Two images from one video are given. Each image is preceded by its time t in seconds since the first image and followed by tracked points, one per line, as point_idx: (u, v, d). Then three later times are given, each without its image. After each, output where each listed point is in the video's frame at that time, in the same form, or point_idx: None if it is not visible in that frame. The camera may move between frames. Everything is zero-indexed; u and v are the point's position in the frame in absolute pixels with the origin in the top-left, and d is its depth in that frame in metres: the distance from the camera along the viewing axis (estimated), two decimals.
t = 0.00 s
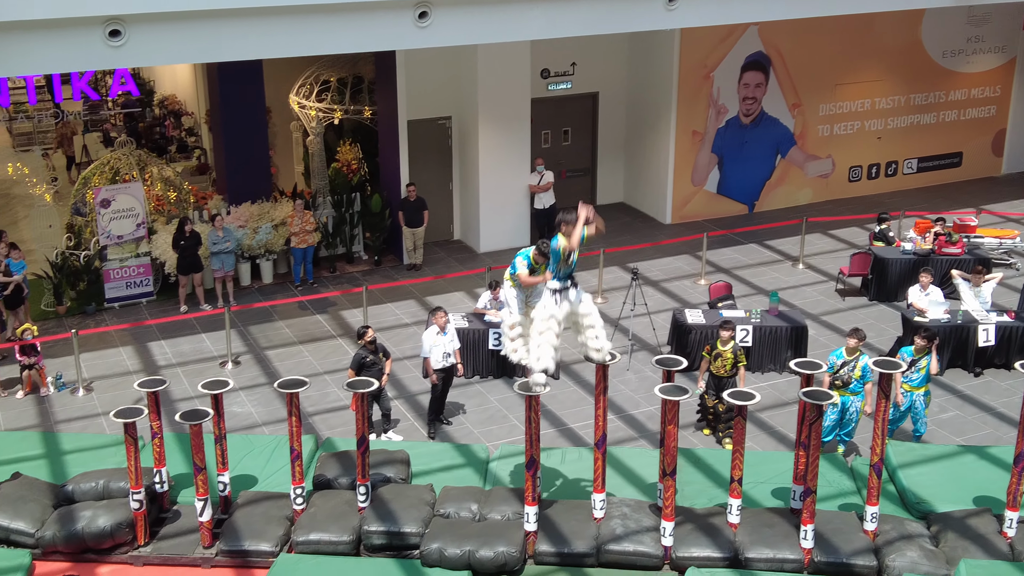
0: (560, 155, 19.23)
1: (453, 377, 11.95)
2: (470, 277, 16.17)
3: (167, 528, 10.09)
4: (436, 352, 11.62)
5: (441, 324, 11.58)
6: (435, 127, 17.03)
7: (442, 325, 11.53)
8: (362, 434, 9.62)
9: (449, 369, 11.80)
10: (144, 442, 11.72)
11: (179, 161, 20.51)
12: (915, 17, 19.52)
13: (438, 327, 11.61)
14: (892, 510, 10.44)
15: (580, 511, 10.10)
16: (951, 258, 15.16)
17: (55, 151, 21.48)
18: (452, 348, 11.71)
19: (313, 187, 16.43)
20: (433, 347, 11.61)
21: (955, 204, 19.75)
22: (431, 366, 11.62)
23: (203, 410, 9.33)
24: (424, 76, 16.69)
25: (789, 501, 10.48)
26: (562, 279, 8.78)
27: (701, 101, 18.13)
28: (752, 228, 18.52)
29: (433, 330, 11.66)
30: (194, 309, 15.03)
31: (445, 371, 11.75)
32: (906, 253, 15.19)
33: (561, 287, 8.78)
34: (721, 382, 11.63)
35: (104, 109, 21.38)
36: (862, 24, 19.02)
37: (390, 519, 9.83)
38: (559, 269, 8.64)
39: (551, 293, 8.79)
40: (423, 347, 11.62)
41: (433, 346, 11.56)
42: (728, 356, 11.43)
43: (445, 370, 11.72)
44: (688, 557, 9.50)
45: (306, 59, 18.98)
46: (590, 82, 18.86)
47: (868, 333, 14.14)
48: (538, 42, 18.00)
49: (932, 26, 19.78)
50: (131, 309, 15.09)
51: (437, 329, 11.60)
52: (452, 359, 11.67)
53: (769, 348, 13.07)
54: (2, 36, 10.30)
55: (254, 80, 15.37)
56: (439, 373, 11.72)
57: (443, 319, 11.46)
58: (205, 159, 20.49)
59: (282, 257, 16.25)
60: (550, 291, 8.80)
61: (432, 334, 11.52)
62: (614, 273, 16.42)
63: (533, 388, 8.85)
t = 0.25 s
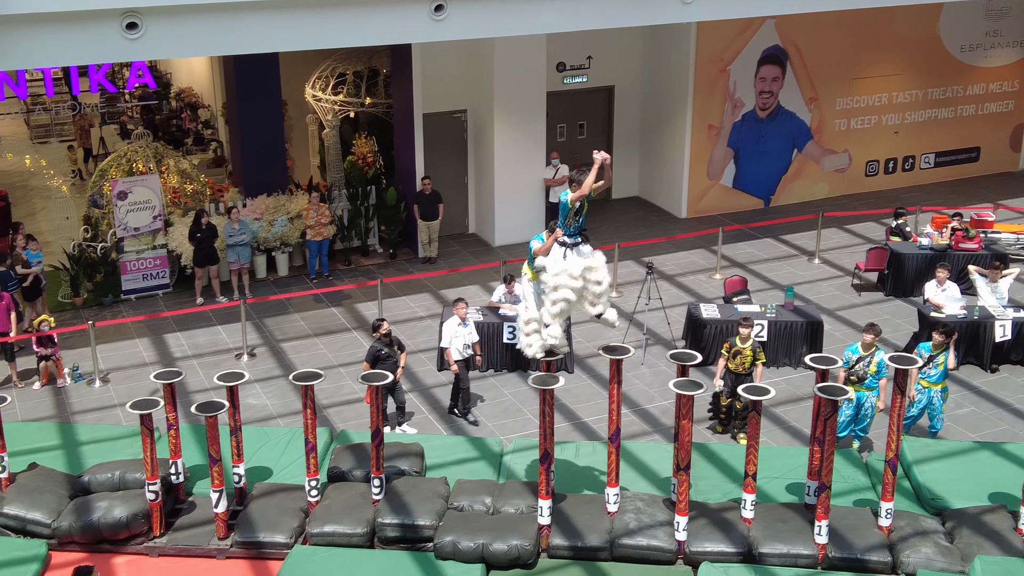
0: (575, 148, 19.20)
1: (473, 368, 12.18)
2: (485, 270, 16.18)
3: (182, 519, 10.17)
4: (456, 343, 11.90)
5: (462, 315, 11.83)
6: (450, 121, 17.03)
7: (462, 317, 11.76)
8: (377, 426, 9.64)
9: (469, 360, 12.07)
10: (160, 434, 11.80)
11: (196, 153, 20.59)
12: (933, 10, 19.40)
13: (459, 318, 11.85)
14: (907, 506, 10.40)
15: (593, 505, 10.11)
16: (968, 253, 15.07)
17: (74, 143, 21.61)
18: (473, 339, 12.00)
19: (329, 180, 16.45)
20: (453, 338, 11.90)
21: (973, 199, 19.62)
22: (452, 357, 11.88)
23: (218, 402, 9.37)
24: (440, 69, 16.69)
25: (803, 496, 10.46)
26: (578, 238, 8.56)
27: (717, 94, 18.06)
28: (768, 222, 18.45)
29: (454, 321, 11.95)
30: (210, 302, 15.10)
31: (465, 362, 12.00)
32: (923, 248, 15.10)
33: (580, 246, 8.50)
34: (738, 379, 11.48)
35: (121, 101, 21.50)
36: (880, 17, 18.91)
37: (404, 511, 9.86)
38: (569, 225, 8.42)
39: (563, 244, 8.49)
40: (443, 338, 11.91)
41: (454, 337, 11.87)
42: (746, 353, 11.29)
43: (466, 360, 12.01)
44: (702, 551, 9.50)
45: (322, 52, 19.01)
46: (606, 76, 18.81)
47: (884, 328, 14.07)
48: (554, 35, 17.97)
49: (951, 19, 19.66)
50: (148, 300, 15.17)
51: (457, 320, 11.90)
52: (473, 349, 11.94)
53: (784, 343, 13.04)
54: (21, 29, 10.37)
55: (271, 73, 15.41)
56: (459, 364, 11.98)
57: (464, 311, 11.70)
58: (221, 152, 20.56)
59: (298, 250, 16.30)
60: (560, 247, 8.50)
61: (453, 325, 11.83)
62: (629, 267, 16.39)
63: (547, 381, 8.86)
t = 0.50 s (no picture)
0: (588, 147, 19.18)
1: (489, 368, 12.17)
2: (497, 269, 16.18)
3: (194, 516, 10.20)
4: (477, 344, 11.84)
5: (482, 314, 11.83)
6: (462, 119, 17.03)
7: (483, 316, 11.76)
8: (388, 424, 9.65)
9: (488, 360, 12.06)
10: (173, 431, 11.84)
11: (209, 151, 20.65)
12: (947, 9, 19.30)
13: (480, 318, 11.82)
14: (919, 507, 10.36)
15: (604, 504, 10.10)
16: (982, 253, 14.98)
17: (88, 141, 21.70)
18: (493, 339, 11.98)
19: (341, 178, 16.47)
20: (475, 338, 11.81)
21: (987, 198, 19.52)
22: (473, 357, 11.84)
23: (230, 399, 9.40)
24: (452, 68, 16.69)
25: (815, 496, 10.43)
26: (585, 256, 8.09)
27: (731, 93, 18.01)
28: (781, 221, 18.39)
29: (473, 320, 11.86)
30: (223, 299, 15.15)
31: (485, 362, 11.97)
32: (936, 248, 15.02)
33: (586, 262, 7.92)
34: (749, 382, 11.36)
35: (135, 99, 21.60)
36: (895, 16, 18.83)
37: (415, 509, 9.88)
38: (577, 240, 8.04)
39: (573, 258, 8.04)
40: (465, 338, 11.82)
41: (476, 337, 11.77)
42: (758, 355, 11.17)
43: (485, 360, 11.98)
44: (713, 551, 9.49)
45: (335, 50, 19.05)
46: (618, 74, 18.78)
47: (897, 328, 14.02)
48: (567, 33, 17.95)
49: (965, 18, 19.56)
50: (161, 298, 15.23)
51: (478, 320, 11.81)
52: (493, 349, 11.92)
53: (797, 342, 13.00)
54: (35, 27, 10.42)
55: (284, 72, 15.43)
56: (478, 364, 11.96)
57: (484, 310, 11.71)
58: (234, 150, 20.62)
59: (310, 248, 16.34)
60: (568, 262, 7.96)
61: (476, 324, 11.72)
62: (641, 266, 16.37)
63: (559, 380, 8.85)
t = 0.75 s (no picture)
0: (598, 148, 19.18)
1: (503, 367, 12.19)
2: (506, 269, 16.18)
3: (204, 515, 10.23)
4: (498, 343, 11.81)
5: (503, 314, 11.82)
6: (473, 119, 17.04)
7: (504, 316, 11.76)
8: (398, 424, 9.66)
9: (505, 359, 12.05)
10: (183, 430, 11.88)
11: (220, 150, 20.69)
12: (959, 10, 19.23)
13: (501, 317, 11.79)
14: (929, 509, 10.33)
15: (614, 505, 10.10)
16: (993, 255, 14.91)
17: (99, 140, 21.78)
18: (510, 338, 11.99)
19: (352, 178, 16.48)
20: (496, 337, 11.78)
21: (999, 199, 19.44)
22: (495, 356, 11.80)
23: (240, 398, 9.42)
24: (462, 67, 16.69)
25: (824, 498, 10.40)
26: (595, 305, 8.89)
27: (741, 93, 17.98)
28: (791, 222, 18.35)
29: (495, 320, 11.82)
30: (233, 299, 15.19)
31: (502, 361, 11.96)
32: (947, 249, 14.97)
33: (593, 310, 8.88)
34: (756, 384, 11.37)
35: (146, 98, 21.70)
36: (907, 16, 18.77)
37: (424, 509, 9.89)
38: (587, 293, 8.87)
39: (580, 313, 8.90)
40: (486, 337, 11.77)
41: (497, 337, 11.74)
42: (762, 357, 11.17)
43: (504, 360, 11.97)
44: (723, 553, 9.47)
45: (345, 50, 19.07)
46: (629, 74, 18.75)
47: (908, 329, 13.98)
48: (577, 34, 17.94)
49: (977, 18, 19.48)
50: (171, 297, 15.28)
51: (500, 319, 11.79)
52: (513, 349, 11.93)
53: (807, 343, 13.00)
54: (47, 27, 10.47)
55: (294, 72, 15.47)
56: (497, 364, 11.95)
57: (505, 311, 11.72)
58: (245, 149, 20.66)
59: (320, 247, 16.37)
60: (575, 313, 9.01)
61: (498, 324, 11.70)
62: (650, 266, 16.35)
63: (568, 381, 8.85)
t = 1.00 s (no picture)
0: (606, 148, 19.17)
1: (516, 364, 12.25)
2: (514, 269, 16.18)
3: (212, 514, 10.25)
4: (511, 342, 11.84)
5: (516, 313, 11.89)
6: (480, 119, 17.04)
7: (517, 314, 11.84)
8: (405, 425, 9.67)
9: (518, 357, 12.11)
10: (191, 429, 11.91)
11: (229, 150, 20.74)
12: (969, 10, 19.17)
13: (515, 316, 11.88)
14: (938, 510, 10.30)
15: (621, 505, 10.09)
16: (1003, 256, 14.85)
17: (107, 139, 21.86)
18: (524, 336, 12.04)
19: (359, 178, 16.50)
20: (510, 337, 11.83)
21: (1008, 201, 19.39)
22: (508, 355, 11.85)
23: (248, 398, 9.43)
24: (470, 67, 16.69)
25: (832, 499, 10.38)
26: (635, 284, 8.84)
27: (749, 94, 17.95)
28: (799, 223, 18.32)
29: (509, 319, 11.90)
30: (241, 298, 15.22)
31: (514, 360, 12.01)
32: (956, 251, 14.93)
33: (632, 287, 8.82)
34: (759, 387, 11.37)
35: (156, 98, 21.77)
36: (916, 17, 18.72)
37: (431, 509, 9.90)
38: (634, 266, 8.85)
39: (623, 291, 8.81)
40: (499, 336, 11.82)
41: (512, 336, 11.81)
42: (761, 359, 11.20)
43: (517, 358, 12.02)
44: (730, 554, 9.46)
45: (353, 50, 19.10)
46: (637, 75, 18.73)
47: (916, 331, 13.94)
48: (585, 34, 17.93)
49: (987, 19, 19.42)
50: (180, 297, 15.32)
51: (514, 319, 11.86)
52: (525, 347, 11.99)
53: (815, 344, 12.96)
54: (56, 26, 10.51)
55: (303, 72, 15.49)
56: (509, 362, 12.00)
57: (520, 310, 11.77)
58: (253, 149, 20.70)
59: (328, 247, 16.39)
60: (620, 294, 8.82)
61: (512, 324, 11.76)
62: (658, 267, 16.34)
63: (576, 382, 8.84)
